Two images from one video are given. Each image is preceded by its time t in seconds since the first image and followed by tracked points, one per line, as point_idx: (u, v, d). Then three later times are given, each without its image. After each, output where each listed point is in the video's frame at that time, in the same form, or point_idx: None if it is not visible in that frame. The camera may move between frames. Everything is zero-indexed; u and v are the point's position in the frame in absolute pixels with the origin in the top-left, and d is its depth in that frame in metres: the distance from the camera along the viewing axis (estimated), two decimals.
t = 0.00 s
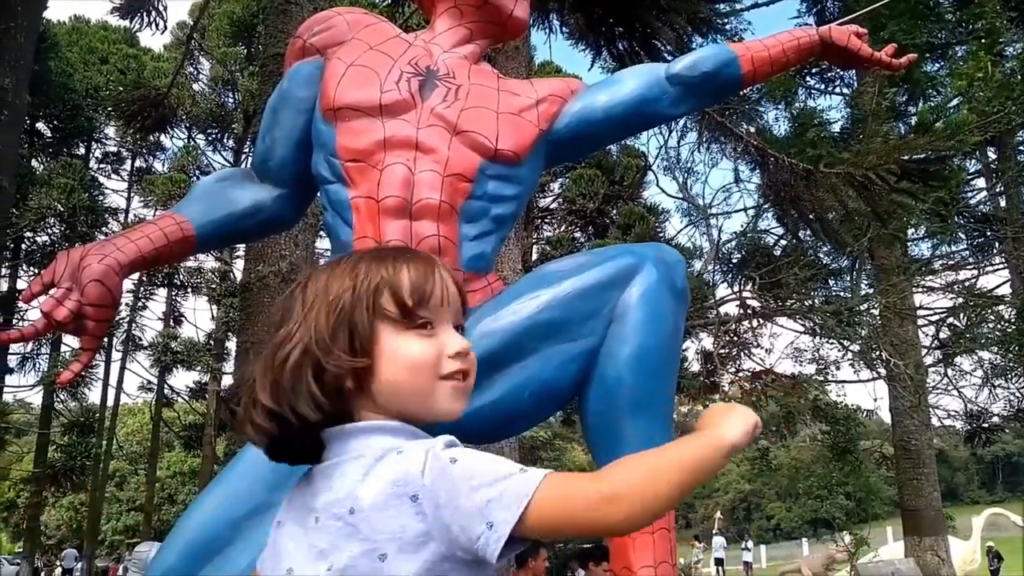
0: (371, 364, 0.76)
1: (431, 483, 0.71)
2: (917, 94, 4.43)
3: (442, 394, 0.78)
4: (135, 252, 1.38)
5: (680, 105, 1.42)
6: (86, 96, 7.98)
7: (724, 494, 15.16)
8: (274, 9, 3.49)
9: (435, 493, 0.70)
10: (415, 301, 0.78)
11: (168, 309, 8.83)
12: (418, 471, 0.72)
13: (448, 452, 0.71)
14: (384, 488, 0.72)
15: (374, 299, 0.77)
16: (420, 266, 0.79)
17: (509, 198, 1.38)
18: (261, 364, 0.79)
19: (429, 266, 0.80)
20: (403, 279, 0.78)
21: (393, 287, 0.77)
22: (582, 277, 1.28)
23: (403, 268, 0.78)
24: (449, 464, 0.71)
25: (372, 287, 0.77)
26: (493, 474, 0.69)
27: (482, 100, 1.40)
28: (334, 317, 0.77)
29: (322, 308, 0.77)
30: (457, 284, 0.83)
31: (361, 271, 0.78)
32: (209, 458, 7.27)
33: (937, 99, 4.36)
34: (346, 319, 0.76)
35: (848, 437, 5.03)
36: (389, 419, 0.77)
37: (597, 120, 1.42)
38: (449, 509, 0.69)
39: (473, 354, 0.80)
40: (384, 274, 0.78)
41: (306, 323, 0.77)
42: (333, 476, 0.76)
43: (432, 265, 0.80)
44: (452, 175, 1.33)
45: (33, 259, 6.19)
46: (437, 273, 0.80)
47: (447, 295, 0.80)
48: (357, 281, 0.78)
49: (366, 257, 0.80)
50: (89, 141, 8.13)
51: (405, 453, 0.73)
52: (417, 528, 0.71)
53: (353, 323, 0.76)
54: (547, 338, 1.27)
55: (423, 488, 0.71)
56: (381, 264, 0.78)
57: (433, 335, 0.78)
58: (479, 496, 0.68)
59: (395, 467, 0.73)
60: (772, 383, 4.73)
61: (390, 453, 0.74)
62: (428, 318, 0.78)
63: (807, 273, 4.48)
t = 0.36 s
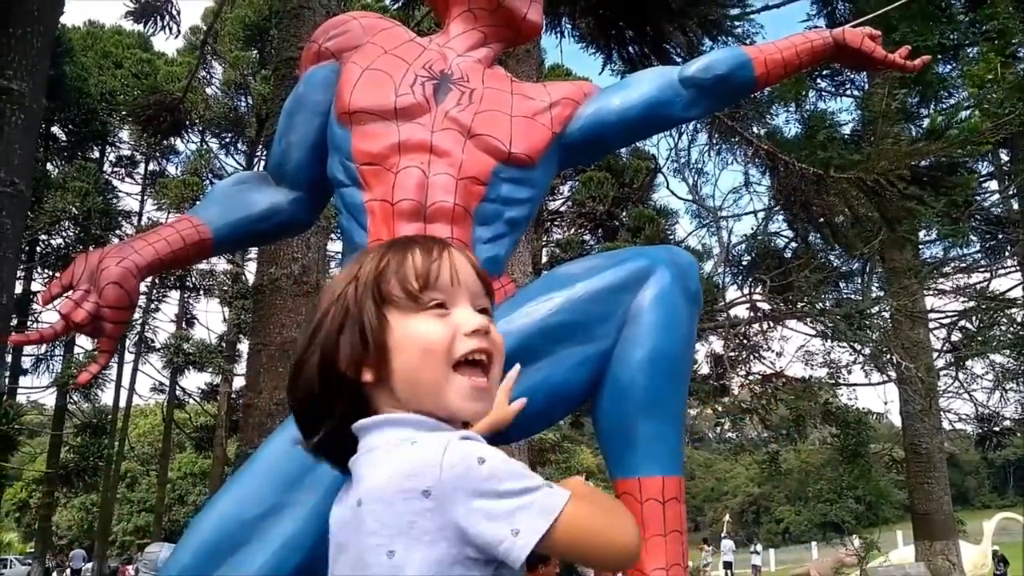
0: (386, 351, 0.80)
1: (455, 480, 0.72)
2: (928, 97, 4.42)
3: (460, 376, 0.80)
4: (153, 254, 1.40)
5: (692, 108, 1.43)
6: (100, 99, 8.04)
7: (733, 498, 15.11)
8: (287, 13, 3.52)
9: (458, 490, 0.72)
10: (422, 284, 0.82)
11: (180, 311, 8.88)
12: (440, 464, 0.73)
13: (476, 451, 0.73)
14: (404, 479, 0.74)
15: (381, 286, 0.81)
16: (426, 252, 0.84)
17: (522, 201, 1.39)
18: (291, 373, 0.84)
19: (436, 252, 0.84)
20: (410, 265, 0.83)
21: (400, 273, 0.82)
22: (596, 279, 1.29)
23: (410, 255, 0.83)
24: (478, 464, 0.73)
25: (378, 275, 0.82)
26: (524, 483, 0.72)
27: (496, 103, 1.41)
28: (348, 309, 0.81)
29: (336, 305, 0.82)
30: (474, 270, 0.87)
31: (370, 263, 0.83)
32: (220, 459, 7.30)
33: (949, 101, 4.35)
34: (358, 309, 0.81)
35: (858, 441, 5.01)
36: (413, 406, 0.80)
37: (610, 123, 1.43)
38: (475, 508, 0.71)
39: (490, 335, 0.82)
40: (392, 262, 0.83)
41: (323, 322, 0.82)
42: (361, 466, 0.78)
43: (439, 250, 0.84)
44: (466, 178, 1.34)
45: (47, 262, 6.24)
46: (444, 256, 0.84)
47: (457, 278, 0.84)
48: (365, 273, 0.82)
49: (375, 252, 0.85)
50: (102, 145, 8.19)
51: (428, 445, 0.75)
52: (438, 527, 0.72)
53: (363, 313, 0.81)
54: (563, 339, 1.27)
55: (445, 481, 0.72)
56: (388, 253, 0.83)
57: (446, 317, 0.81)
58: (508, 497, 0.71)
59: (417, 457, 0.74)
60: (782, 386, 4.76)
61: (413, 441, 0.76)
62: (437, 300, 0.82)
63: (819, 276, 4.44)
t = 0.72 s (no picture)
0: (433, 333, 0.78)
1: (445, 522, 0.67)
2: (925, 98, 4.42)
3: (510, 355, 0.79)
4: (149, 252, 1.39)
5: (691, 107, 1.43)
6: (95, 96, 8.01)
7: (729, 497, 15.06)
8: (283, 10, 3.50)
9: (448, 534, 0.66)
10: (467, 261, 0.80)
11: (175, 309, 8.86)
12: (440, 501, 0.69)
13: (471, 488, 0.66)
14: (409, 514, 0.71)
15: (426, 265, 0.79)
16: (469, 231, 0.82)
17: (520, 199, 1.38)
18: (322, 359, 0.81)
19: (478, 230, 0.83)
20: (453, 244, 0.81)
21: (444, 253, 0.80)
22: (593, 278, 1.29)
23: (453, 233, 0.81)
24: (468, 504, 0.66)
25: (422, 254, 0.79)
26: (507, 535, 0.62)
27: (494, 101, 1.41)
28: (389, 291, 0.78)
29: (373, 287, 0.79)
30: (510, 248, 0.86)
31: (411, 242, 0.81)
32: (215, 458, 7.29)
33: (946, 101, 4.35)
34: (402, 292, 0.78)
35: (854, 441, 5.02)
36: (458, 389, 0.79)
37: (610, 121, 1.42)
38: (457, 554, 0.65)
39: (534, 313, 0.82)
40: (434, 240, 0.81)
41: (361, 307, 0.78)
42: (384, 486, 0.75)
43: (480, 228, 0.83)
44: (463, 177, 1.34)
45: (42, 259, 6.23)
46: (485, 235, 0.83)
47: (499, 258, 0.83)
48: (407, 252, 0.80)
49: (413, 231, 0.82)
50: (98, 141, 8.16)
51: (435, 478, 0.71)
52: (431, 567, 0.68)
53: (407, 294, 0.78)
54: (561, 338, 1.27)
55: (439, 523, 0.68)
56: (429, 232, 0.81)
57: (492, 296, 0.80)
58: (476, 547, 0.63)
59: (420, 493, 0.71)
60: (777, 385, 4.74)
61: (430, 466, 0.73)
62: (481, 278, 0.80)
63: (814, 275, 4.42)
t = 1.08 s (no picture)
0: (456, 316, 0.77)
1: (444, 434, 0.73)
2: (917, 101, 4.42)
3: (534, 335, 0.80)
4: (141, 252, 1.39)
5: (685, 109, 1.43)
6: (87, 95, 7.98)
7: (722, 499, 15.06)
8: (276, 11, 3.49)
9: (451, 443, 0.72)
10: (484, 247, 0.81)
11: (167, 309, 8.84)
12: (431, 430, 0.75)
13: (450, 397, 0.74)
14: (406, 462, 0.75)
15: (443, 250, 0.79)
16: (482, 216, 0.83)
17: (513, 201, 1.38)
18: (337, 349, 0.80)
19: (489, 217, 0.84)
20: (469, 228, 0.81)
21: (461, 238, 0.80)
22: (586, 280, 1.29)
23: (467, 218, 0.82)
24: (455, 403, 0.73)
25: (440, 239, 0.79)
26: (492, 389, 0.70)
27: (488, 103, 1.41)
28: (408, 276, 0.78)
29: (389, 272, 0.78)
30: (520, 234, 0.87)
31: (425, 228, 0.80)
32: (207, 459, 7.27)
33: (939, 104, 4.35)
34: (421, 276, 0.77)
35: (846, 443, 5.03)
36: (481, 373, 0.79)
37: (603, 123, 1.43)
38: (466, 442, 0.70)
39: (550, 296, 0.83)
40: (449, 225, 0.81)
41: (378, 293, 0.78)
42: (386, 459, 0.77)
43: (493, 214, 0.84)
44: (456, 178, 1.34)
45: (33, 259, 6.20)
46: (499, 221, 0.84)
47: (513, 242, 0.84)
48: (424, 238, 0.80)
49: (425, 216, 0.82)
50: (90, 141, 8.13)
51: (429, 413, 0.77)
52: (449, 488, 0.72)
53: (427, 278, 0.77)
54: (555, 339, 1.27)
55: (439, 449, 0.73)
56: (444, 217, 0.81)
57: (510, 280, 0.81)
58: (492, 400, 0.69)
59: (411, 442, 0.76)
60: (769, 386, 4.75)
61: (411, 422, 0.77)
62: (497, 262, 0.81)
63: (807, 277, 4.45)
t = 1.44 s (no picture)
0: (425, 324, 0.76)
1: (475, 446, 0.69)
2: (918, 100, 4.42)
3: (508, 347, 0.77)
4: (142, 254, 1.40)
5: (684, 110, 1.43)
6: (88, 97, 7.99)
7: (724, 499, 15.03)
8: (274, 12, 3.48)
9: (475, 452, 0.69)
10: (461, 254, 0.79)
11: (169, 310, 8.85)
12: (451, 434, 0.71)
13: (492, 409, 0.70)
14: (420, 454, 0.72)
15: (416, 257, 0.78)
16: (462, 223, 0.81)
17: (513, 202, 1.38)
18: (308, 351, 0.80)
19: (472, 223, 0.82)
20: (445, 235, 0.80)
21: (437, 245, 0.79)
22: (587, 280, 1.29)
23: (445, 224, 0.80)
24: (492, 420, 0.70)
25: (413, 244, 0.79)
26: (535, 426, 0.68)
27: (487, 104, 1.41)
28: (378, 282, 0.77)
29: (359, 277, 0.78)
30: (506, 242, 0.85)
31: (401, 233, 0.80)
32: (209, 460, 7.28)
33: (939, 103, 4.35)
34: (390, 283, 0.77)
35: (848, 443, 5.03)
36: (449, 384, 0.77)
37: (602, 124, 1.43)
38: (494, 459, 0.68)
39: (533, 307, 0.80)
40: (425, 230, 0.80)
41: (348, 297, 0.78)
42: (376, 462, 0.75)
43: (475, 221, 0.82)
44: (456, 180, 1.34)
45: (35, 261, 6.21)
46: (480, 228, 0.82)
47: (494, 250, 0.82)
48: (396, 243, 0.79)
49: (403, 219, 0.81)
50: (90, 142, 8.15)
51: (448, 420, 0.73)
52: (461, 502, 0.69)
53: (396, 285, 0.77)
54: (556, 340, 1.27)
55: (460, 453, 0.70)
56: (420, 222, 0.80)
57: (488, 289, 0.79)
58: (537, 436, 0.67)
59: (430, 438, 0.72)
60: (772, 386, 4.74)
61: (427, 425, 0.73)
62: (475, 271, 0.79)
63: (808, 277, 4.45)
